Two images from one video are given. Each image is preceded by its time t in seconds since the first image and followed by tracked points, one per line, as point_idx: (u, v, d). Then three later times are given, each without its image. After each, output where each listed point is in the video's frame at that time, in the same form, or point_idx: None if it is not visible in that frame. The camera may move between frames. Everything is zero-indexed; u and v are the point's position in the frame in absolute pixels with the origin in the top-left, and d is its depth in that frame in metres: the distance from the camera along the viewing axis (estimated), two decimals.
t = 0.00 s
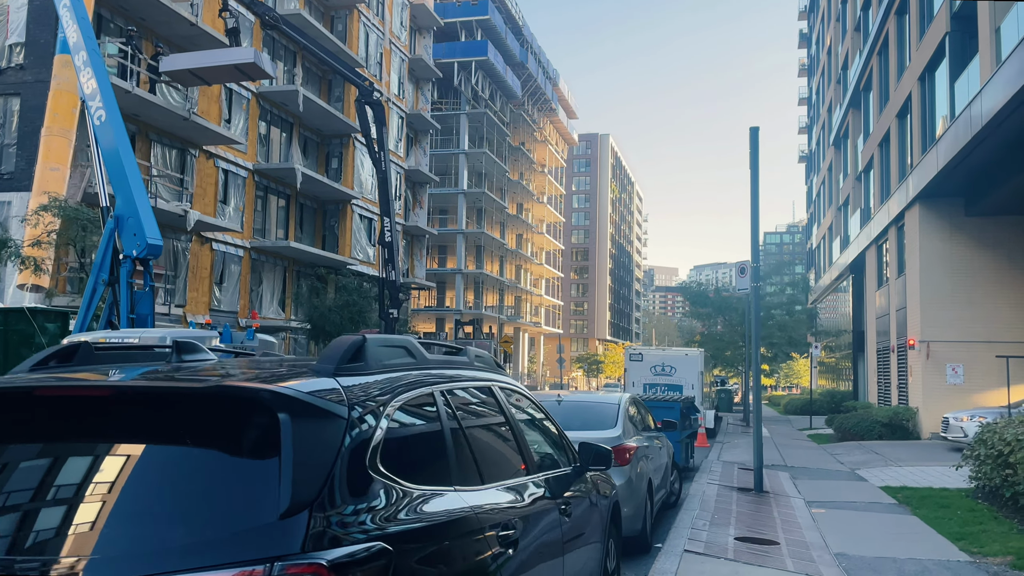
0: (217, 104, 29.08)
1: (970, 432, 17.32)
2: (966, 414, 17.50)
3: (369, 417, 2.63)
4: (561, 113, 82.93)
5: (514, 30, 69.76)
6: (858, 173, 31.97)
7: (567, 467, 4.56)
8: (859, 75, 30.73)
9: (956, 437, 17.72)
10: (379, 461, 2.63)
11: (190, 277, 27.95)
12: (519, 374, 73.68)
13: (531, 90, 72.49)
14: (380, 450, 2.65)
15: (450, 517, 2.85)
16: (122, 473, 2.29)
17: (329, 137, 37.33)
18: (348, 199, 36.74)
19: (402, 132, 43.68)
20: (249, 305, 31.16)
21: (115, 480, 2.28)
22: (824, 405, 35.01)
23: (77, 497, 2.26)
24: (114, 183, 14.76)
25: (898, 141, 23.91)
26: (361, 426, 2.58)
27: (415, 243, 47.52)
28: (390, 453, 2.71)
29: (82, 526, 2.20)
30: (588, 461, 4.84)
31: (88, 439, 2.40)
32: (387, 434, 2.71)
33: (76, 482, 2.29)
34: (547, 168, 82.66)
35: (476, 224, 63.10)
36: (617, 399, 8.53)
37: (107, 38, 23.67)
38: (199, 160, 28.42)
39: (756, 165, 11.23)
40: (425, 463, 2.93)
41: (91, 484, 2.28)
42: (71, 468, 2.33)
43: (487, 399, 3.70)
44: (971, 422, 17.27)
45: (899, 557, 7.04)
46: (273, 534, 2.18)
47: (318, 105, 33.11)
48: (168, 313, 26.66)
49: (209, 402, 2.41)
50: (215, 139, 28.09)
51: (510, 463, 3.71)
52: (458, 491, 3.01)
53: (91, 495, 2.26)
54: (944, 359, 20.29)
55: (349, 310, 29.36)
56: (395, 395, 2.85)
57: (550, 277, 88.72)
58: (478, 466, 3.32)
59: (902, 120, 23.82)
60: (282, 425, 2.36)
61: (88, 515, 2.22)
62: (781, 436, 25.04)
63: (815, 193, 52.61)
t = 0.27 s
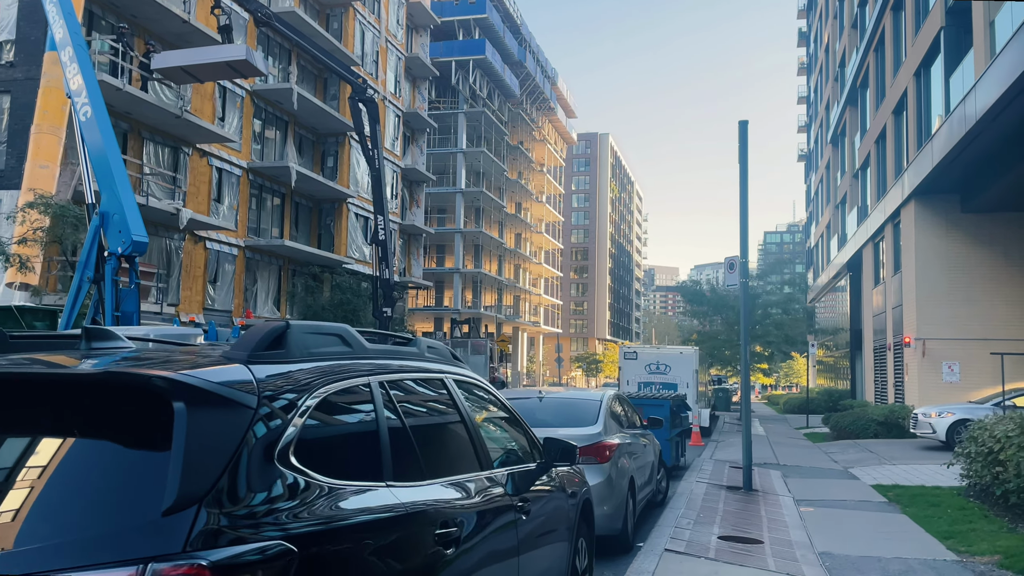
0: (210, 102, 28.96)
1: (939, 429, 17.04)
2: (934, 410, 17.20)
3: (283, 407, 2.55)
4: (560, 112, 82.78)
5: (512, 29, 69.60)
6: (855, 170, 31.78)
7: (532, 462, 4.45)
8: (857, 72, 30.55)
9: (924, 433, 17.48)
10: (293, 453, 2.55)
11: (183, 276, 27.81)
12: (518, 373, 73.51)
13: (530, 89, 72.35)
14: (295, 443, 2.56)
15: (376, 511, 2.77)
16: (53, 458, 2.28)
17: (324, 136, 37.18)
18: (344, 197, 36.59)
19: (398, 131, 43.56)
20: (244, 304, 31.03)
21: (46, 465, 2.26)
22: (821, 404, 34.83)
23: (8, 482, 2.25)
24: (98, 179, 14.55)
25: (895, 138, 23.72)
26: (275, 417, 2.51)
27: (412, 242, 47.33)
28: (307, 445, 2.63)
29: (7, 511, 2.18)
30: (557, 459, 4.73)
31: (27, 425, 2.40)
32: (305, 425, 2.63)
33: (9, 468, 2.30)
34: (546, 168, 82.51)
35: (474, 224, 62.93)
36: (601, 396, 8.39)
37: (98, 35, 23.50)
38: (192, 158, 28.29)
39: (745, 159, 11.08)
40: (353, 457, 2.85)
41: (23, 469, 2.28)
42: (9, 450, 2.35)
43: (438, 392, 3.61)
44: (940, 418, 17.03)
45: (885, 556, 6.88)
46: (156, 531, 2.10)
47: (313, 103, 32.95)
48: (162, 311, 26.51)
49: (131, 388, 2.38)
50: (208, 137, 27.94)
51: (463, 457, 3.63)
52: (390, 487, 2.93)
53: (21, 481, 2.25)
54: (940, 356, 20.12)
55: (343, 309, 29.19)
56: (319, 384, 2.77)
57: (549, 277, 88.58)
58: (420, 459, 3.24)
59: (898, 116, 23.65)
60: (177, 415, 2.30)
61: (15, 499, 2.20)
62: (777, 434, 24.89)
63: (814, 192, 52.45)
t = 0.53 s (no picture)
0: (204, 101, 28.87)
1: (910, 429, 17.16)
2: (905, 411, 17.36)
3: (196, 405, 2.45)
4: (558, 112, 82.67)
5: (511, 29, 69.53)
6: (852, 170, 31.64)
7: (497, 465, 4.33)
8: (853, 71, 30.44)
9: (896, 435, 17.59)
10: (203, 454, 2.44)
11: (177, 276, 27.70)
12: (516, 373, 73.39)
13: (528, 89, 72.27)
14: (206, 444, 2.46)
15: (303, 513, 2.66)
16: None
17: (320, 135, 37.10)
18: (339, 197, 36.50)
19: (395, 131, 43.49)
20: (238, 304, 30.92)
21: None
22: (818, 404, 34.68)
23: None
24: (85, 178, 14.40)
25: (891, 137, 23.58)
26: (187, 416, 2.41)
27: (408, 242, 47.20)
28: (221, 447, 2.53)
29: None
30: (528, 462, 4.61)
31: None
32: (220, 425, 2.53)
33: None
34: (544, 168, 82.39)
35: (472, 224, 62.82)
36: (585, 396, 8.23)
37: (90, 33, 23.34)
38: (186, 157, 28.17)
39: (735, 155, 10.94)
40: (279, 460, 2.75)
41: None
42: None
43: (388, 391, 3.50)
44: (911, 419, 17.19)
45: (871, 559, 6.74)
46: (31, 540, 1.99)
47: (308, 102, 32.85)
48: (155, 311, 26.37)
49: (35, 386, 2.30)
50: (201, 136, 27.81)
51: (413, 458, 3.51)
52: (319, 492, 2.81)
53: None
54: (936, 356, 19.98)
55: (337, 308, 29.05)
56: (239, 381, 2.67)
57: (548, 277, 88.49)
58: (361, 462, 3.13)
59: (894, 115, 23.54)
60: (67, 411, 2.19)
61: None
62: (772, 435, 24.76)
63: (812, 192, 52.36)
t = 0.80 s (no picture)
0: (199, 99, 28.79)
1: (879, 430, 17.54)
2: (874, 413, 17.77)
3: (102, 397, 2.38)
4: (558, 112, 82.53)
5: (510, 28, 69.42)
6: (851, 169, 31.50)
7: (464, 463, 4.22)
8: (852, 70, 30.30)
9: (865, 437, 17.99)
10: (109, 448, 2.35)
11: (171, 275, 27.61)
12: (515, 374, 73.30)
13: (527, 89, 72.18)
14: (113, 438, 2.36)
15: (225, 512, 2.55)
16: None
17: (317, 134, 37.01)
18: (336, 196, 36.40)
19: (392, 130, 43.37)
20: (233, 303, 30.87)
21: None
22: (816, 405, 34.53)
23: None
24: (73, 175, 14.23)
25: (889, 136, 23.43)
26: (89, 407, 2.33)
27: (406, 242, 47.07)
28: (130, 441, 2.44)
29: None
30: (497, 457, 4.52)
31: None
32: (131, 418, 2.45)
33: None
34: (544, 168, 82.26)
35: (471, 224, 62.73)
36: (571, 394, 8.09)
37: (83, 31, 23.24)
38: (181, 155, 28.06)
39: (726, 151, 10.83)
40: (202, 457, 2.66)
41: None
42: None
43: (336, 384, 3.43)
44: (879, 420, 17.59)
45: (856, 560, 6.62)
46: None
47: (304, 100, 32.74)
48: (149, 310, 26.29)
49: None
50: (196, 135, 27.70)
51: (364, 454, 3.43)
52: (247, 488, 2.71)
53: None
54: (932, 356, 19.86)
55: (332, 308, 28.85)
56: (158, 374, 2.59)
57: (547, 277, 88.37)
58: (301, 459, 3.04)
59: (892, 114, 23.43)
60: None
61: None
62: (769, 435, 24.63)
63: (811, 192, 52.24)
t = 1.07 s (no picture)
0: (195, 96, 28.66)
1: (852, 428, 17.46)
2: (848, 411, 17.66)
3: None
4: (558, 110, 82.32)
5: (510, 26, 69.25)
6: (850, 167, 31.33)
7: (424, 457, 4.07)
8: (851, 67, 30.11)
9: (839, 434, 17.91)
10: None
11: (166, 272, 27.50)
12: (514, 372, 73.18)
13: (527, 87, 71.93)
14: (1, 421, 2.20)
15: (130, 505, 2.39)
16: None
17: (314, 131, 36.89)
18: (333, 194, 36.29)
19: (390, 128, 43.23)
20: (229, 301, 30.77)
21: None
22: (815, 404, 34.36)
23: None
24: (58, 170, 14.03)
25: (887, 132, 23.26)
26: None
27: (405, 240, 46.91)
28: (26, 432, 2.29)
29: None
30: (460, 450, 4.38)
31: None
32: (25, 400, 2.28)
33: None
34: (544, 166, 82.08)
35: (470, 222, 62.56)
36: (556, 390, 7.90)
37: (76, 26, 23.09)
38: (176, 152, 27.93)
39: (717, 145, 10.66)
40: (107, 447, 2.51)
41: None
42: None
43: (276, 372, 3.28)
44: (852, 418, 17.52)
45: (842, 559, 6.47)
46: None
47: (300, 97, 32.59)
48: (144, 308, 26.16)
49: None
50: (191, 131, 27.59)
51: (307, 446, 3.29)
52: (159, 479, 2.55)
53: None
54: (930, 354, 19.70)
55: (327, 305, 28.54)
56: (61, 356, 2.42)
57: (547, 276, 88.22)
58: (227, 452, 2.89)
59: (890, 110, 23.23)
60: None
61: None
62: (766, 434, 24.47)
63: (811, 191, 52.05)
